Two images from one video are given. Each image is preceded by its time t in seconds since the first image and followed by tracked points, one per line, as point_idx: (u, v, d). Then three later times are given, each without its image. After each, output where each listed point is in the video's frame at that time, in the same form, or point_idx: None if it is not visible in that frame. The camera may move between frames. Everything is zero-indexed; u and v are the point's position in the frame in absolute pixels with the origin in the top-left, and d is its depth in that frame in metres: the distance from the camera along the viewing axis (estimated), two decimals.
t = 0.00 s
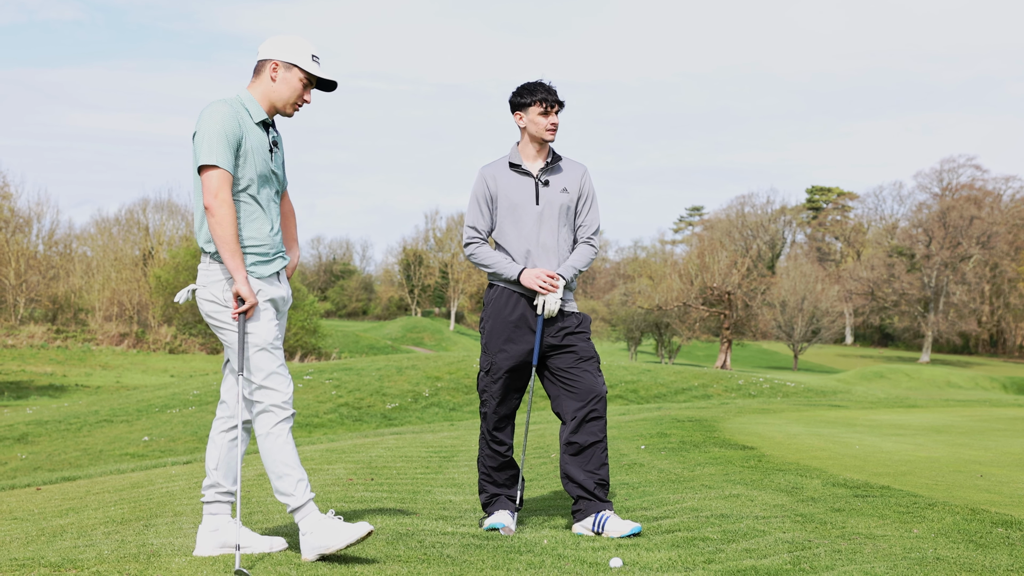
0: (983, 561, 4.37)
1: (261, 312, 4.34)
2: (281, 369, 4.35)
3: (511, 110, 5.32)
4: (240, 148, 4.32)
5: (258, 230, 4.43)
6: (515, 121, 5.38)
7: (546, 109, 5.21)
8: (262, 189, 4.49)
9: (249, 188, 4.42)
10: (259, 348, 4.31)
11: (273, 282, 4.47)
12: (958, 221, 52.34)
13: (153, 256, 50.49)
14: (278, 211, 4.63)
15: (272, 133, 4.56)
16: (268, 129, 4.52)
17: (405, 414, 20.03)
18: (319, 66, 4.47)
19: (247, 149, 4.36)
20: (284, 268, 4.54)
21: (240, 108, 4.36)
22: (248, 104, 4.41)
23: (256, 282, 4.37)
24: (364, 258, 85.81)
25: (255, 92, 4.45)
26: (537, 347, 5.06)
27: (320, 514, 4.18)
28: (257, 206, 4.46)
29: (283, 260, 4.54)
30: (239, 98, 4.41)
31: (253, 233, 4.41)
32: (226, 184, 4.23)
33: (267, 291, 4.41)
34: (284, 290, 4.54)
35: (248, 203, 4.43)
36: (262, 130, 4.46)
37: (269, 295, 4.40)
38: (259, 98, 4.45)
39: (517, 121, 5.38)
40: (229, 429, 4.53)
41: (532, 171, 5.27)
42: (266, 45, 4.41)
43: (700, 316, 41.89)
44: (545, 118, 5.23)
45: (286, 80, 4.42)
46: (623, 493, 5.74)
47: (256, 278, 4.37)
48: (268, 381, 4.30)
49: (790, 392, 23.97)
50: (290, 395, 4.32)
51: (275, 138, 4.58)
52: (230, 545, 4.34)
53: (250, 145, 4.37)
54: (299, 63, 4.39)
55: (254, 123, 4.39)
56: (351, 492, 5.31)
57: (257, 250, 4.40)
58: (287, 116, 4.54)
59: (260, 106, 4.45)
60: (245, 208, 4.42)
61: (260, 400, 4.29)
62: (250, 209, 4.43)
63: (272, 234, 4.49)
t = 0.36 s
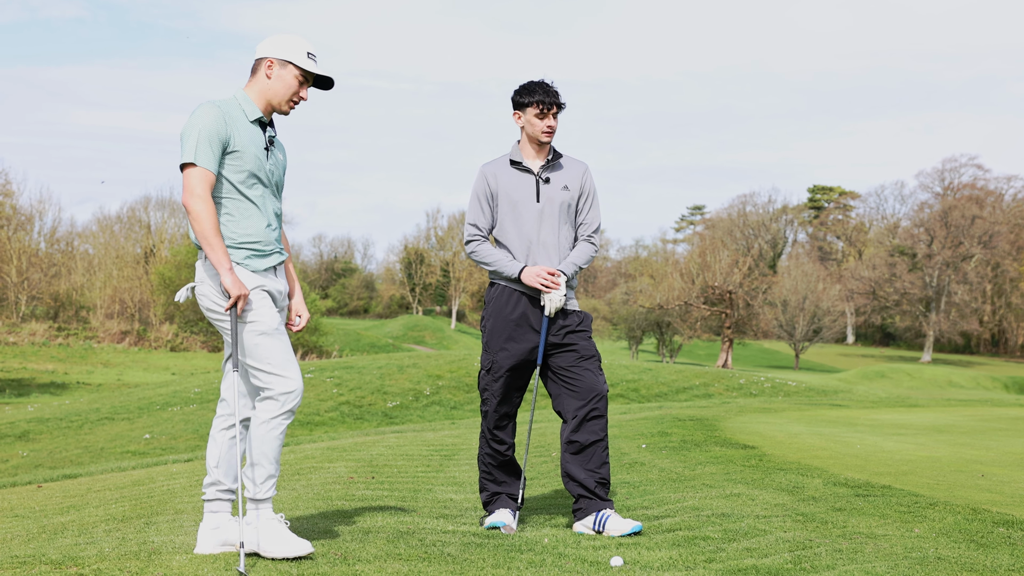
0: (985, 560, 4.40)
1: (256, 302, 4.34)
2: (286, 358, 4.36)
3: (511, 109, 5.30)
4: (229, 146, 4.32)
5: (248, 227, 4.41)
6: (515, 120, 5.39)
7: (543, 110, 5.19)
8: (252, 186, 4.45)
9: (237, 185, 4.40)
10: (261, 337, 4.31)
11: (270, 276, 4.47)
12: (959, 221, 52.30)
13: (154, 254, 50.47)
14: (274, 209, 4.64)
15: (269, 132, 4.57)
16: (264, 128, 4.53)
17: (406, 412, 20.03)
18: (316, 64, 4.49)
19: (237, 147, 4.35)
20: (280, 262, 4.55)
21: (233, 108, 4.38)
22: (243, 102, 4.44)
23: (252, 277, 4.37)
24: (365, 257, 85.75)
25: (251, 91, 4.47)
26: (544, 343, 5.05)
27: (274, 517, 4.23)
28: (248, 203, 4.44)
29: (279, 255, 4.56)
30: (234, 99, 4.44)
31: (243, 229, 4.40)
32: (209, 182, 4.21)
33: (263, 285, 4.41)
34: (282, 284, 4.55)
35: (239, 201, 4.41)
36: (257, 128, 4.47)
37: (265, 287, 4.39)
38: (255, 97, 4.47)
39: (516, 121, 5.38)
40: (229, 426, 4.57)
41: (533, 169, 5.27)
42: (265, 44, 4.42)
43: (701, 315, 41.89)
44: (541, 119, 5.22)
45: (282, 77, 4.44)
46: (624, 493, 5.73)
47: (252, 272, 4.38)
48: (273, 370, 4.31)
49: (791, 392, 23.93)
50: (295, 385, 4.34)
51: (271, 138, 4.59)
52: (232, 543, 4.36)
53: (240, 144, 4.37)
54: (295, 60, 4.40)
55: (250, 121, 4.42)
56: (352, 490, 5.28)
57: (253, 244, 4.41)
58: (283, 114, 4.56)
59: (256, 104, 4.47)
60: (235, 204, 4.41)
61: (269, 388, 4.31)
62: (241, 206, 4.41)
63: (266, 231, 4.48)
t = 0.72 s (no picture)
0: (984, 560, 4.43)
1: (231, 311, 4.29)
2: (245, 379, 4.32)
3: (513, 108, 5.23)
4: (213, 145, 4.32)
5: (235, 225, 4.38)
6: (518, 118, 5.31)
7: (542, 113, 5.09)
8: (238, 183, 4.42)
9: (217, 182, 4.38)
10: (227, 352, 4.26)
11: (265, 279, 4.44)
12: (960, 221, 52.36)
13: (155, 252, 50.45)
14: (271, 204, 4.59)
15: (260, 124, 4.56)
16: (256, 121, 4.53)
17: (406, 411, 20.04)
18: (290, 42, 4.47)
19: (222, 144, 4.35)
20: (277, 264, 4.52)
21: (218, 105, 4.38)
22: (232, 97, 4.45)
23: (247, 279, 4.35)
24: (365, 255, 85.71)
25: (238, 85, 4.49)
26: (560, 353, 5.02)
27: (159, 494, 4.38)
28: (234, 200, 4.41)
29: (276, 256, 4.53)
30: (223, 95, 4.44)
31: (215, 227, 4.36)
32: (171, 180, 4.24)
33: (252, 292, 4.36)
34: (278, 286, 4.52)
35: (226, 198, 4.40)
36: (249, 122, 4.47)
37: (250, 297, 4.34)
38: (242, 90, 4.49)
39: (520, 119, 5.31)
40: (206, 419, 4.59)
41: (536, 167, 5.25)
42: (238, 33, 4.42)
43: (702, 315, 41.86)
44: (540, 124, 5.13)
45: (258, 62, 4.43)
46: (623, 492, 5.73)
47: (247, 274, 4.35)
48: (223, 386, 4.29)
49: (792, 392, 23.95)
50: (246, 407, 4.33)
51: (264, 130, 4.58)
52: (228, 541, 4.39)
53: (224, 143, 4.36)
54: (262, 39, 4.38)
55: (241, 116, 4.43)
56: (352, 489, 5.27)
57: (244, 245, 4.37)
58: (270, 100, 4.56)
59: (245, 98, 4.48)
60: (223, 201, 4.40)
61: (218, 401, 4.29)
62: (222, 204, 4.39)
63: (255, 226, 4.43)
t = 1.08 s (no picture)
0: (982, 558, 4.47)
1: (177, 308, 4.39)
2: (183, 373, 4.45)
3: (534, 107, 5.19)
4: (181, 143, 4.31)
5: (201, 224, 4.41)
6: (537, 116, 5.30)
7: (565, 113, 5.07)
8: (207, 180, 4.43)
9: (189, 182, 4.39)
10: (168, 346, 4.37)
11: (223, 274, 4.46)
12: (960, 220, 52.28)
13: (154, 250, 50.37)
14: (239, 197, 4.60)
15: (229, 117, 4.56)
16: (224, 114, 4.52)
17: (406, 409, 20.07)
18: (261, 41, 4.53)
19: (189, 142, 4.34)
20: (241, 258, 4.52)
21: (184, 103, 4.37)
22: (196, 93, 4.43)
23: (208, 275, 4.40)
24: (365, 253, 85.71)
25: (202, 80, 4.46)
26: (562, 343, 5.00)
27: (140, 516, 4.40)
28: (201, 197, 4.42)
29: (239, 251, 4.53)
30: (188, 91, 4.42)
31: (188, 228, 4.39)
32: (157, 190, 4.22)
33: (207, 289, 4.40)
34: (240, 283, 4.51)
35: (195, 197, 4.41)
36: (216, 116, 4.46)
37: (200, 294, 4.38)
38: (209, 85, 4.46)
39: (539, 117, 5.30)
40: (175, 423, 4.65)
41: (552, 169, 5.22)
42: (212, 29, 4.43)
43: (702, 314, 41.79)
44: (563, 123, 5.12)
45: (234, 59, 4.47)
46: (622, 490, 5.73)
47: (206, 270, 4.40)
48: (157, 378, 4.39)
49: (791, 391, 23.96)
50: (183, 399, 4.44)
51: (233, 122, 4.57)
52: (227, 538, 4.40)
53: (193, 139, 4.35)
54: (244, 40, 4.44)
55: (209, 110, 4.42)
56: (351, 487, 5.25)
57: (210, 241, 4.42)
58: (241, 96, 4.57)
59: (211, 94, 4.46)
60: (193, 201, 4.41)
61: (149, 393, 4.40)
62: (195, 203, 4.41)
63: (217, 223, 4.45)
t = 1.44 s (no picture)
0: (974, 554, 4.49)
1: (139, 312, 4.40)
2: (147, 373, 4.49)
3: (577, 94, 5.28)
4: (146, 154, 4.23)
5: (163, 231, 4.37)
6: (579, 107, 5.35)
7: (612, 95, 5.20)
8: (172, 189, 4.38)
9: (154, 192, 4.34)
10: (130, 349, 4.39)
11: (180, 277, 4.45)
12: (953, 217, 52.31)
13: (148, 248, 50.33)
14: (198, 203, 4.53)
15: (191, 123, 4.47)
16: (186, 120, 4.43)
17: (399, 407, 20.09)
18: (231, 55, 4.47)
19: (154, 152, 4.26)
20: (196, 261, 4.51)
21: (150, 111, 4.27)
22: (159, 99, 4.33)
23: (164, 278, 4.40)
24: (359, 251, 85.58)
25: (166, 85, 4.38)
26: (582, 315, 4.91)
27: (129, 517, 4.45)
28: (165, 205, 4.37)
29: (196, 253, 4.51)
30: (151, 97, 4.32)
31: (155, 236, 4.37)
32: (123, 205, 4.18)
33: (165, 290, 4.41)
34: (196, 285, 4.51)
35: (158, 204, 4.36)
36: (179, 124, 4.38)
37: (160, 296, 4.39)
38: (174, 92, 4.39)
39: (580, 107, 5.36)
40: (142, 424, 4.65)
41: (596, 163, 5.22)
42: (187, 37, 4.36)
43: (696, 311, 41.84)
44: (611, 105, 5.21)
45: (204, 72, 4.42)
46: (617, 487, 5.74)
47: (163, 273, 4.39)
48: (118, 381, 4.41)
49: (785, 387, 24.04)
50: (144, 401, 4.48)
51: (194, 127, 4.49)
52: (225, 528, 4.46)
53: (159, 150, 4.27)
54: (218, 54, 4.41)
55: (170, 119, 4.32)
56: (346, 485, 5.23)
57: (171, 248, 4.41)
58: (203, 105, 4.51)
59: (174, 100, 4.38)
60: (157, 207, 4.36)
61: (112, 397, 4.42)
62: (160, 211, 4.37)
63: (181, 231, 4.43)
